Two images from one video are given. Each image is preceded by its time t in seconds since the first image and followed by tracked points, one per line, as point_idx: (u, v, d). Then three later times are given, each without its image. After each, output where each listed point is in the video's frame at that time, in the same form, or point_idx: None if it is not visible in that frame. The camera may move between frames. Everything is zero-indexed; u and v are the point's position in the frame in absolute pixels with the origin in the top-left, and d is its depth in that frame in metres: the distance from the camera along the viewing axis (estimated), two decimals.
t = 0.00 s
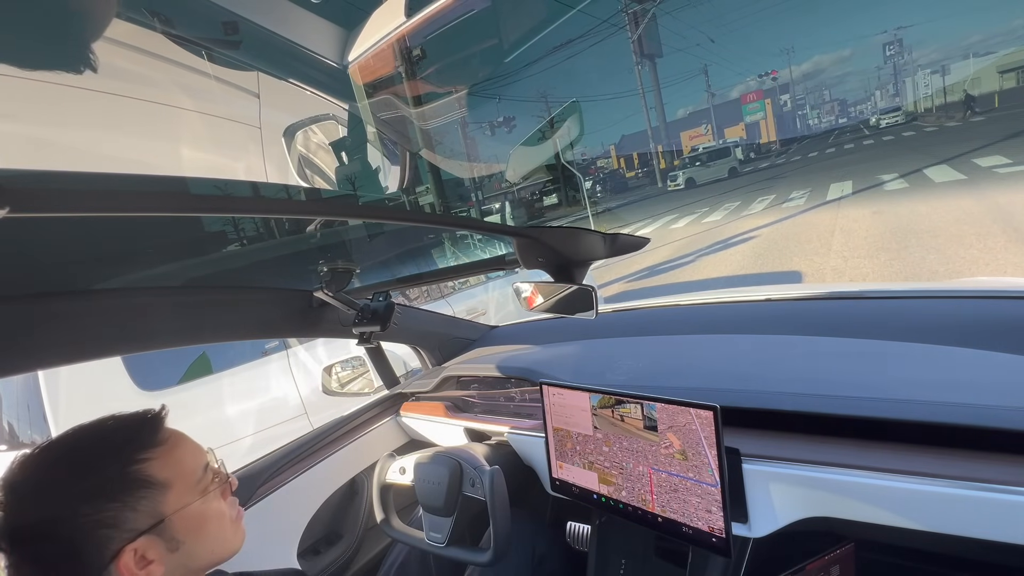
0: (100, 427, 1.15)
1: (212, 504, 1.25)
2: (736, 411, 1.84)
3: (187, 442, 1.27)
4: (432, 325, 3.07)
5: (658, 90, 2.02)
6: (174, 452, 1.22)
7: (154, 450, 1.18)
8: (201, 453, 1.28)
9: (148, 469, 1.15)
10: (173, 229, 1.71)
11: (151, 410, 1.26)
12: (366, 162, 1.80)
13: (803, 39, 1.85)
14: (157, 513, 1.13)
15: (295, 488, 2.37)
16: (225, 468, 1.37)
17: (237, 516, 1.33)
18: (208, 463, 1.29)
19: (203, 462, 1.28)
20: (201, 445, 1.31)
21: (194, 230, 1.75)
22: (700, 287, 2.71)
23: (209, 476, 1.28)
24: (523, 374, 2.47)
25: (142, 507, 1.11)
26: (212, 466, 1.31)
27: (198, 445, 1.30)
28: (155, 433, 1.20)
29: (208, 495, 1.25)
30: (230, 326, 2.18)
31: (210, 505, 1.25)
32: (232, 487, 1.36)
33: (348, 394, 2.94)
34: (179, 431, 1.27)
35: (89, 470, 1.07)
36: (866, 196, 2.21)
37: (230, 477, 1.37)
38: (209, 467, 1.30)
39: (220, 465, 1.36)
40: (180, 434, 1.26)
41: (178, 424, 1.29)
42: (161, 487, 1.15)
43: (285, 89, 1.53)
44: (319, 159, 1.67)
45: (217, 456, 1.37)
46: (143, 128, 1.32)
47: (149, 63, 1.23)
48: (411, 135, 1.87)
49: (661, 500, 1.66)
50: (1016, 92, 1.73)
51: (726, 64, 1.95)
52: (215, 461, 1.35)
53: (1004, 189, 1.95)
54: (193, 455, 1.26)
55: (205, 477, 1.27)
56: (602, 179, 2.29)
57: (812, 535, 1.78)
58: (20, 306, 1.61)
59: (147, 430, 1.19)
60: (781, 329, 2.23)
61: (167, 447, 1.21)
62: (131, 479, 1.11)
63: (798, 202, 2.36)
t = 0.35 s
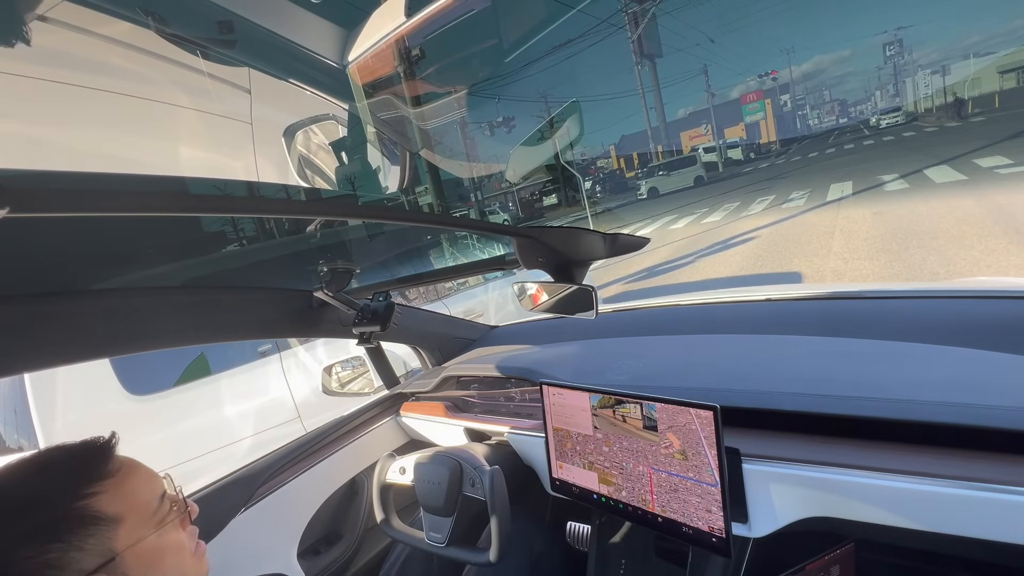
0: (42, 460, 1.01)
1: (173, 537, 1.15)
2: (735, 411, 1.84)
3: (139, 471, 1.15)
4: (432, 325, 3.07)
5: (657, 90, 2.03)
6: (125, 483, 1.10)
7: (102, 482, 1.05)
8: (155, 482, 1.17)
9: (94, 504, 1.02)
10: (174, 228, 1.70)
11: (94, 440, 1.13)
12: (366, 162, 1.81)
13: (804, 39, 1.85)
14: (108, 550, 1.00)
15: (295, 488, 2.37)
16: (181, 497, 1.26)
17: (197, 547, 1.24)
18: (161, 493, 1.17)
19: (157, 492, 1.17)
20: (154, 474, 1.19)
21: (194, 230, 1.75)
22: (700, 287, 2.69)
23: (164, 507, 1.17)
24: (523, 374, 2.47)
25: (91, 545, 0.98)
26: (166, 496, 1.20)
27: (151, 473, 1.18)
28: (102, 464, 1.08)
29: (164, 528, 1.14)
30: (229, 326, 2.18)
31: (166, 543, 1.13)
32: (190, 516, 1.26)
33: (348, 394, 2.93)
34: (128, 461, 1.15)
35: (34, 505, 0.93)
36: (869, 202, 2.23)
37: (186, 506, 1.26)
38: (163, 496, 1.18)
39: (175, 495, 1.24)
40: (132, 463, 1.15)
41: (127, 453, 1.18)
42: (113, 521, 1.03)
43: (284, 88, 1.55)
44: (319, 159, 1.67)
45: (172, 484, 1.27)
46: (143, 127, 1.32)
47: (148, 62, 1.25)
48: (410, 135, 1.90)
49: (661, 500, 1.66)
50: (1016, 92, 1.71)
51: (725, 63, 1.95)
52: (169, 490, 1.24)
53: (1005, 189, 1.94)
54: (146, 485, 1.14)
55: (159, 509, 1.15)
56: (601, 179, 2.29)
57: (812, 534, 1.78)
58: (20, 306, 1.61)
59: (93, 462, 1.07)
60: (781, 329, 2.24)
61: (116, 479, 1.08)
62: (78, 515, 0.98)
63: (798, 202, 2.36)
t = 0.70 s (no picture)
0: (25, 481, 0.89)
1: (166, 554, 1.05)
2: (735, 411, 1.84)
3: (131, 482, 1.05)
4: (432, 325, 3.07)
5: (658, 89, 2.03)
6: (116, 498, 0.98)
7: (92, 501, 0.94)
8: (146, 495, 1.06)
9: (85, 525, 0.90)
10: (173, 228, 1.70)
11: (81, 456, 1.01)
12: (366, 162, 1.81)
13: (804, 39, 1.85)
14: None
15: (294, 488, 2.37)
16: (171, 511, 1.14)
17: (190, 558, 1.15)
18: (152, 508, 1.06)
19: (148, 506, 1.05)
20: (145, 486, 1.08)
21: (194, 230, 1.75)
22: (700, 287, 2.70)
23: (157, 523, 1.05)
24: (523, 374, 2.47)
25: (85, 568, 0.87)
26: (157, 508, 1.08)
27: (144, 484, 1.07)
28: (91, 481, 0.96)
29: (157, 544, 1.04)
30: (229, 326, 2.18)
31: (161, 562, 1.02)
32: (183, 525, 1.16)
33: (348, 394, 2.92)
34: (118, 474, 1.03)
35: (18, 530, 0.81)
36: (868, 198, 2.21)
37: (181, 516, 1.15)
38: (154, 510, 1.07)
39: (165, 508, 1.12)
40: (122, 476, 1.04)
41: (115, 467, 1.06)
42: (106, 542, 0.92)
43: (283, 87, 1.55)
44: (319, 160, 1.67)
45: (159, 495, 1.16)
46: (143, 125, 1.33)
47: (149, 62, 1.26)
48: (410, 135, 1.89)
49: (661, 500, 1.66)
50: (1016, 92, 1.73)
51: (725, 63, 1.94)
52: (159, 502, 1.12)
53: (1005, 188, 1.93)
54: (137, 499, 1.02)
55: (152, 524, 1.04)
56: (602, 178, 2.29)
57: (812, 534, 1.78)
58: (19, 306, 1.61)
59: (80, 479, 0.95)
60: (781, 329, 2.24)
61: (107, 495, 0.97)
62: (68, 538, 0.87)
63: (798, 202, 2.34)
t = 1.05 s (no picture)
0: (21, 484, 0.89)
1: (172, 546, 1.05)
2: (735, 411, 1.84)
3: (129, 479, 1.04)
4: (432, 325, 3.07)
5: (658, 89, 2.02)
6: (114, 498, 0.98)
7: (89, 503, 0.93)
8: (146, 491, 1.05)
9: (83, 526, 0.90)
10: (173, 228, 1.71)
11: (73, 458, 1.00)
12: (366, 162, 1.81)
13: (804, 39, 1.85)
14: None
15: (294, 488, 2.37)
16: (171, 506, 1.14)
17: (195, 550, 1.13)
18: (153, 504, 1.05)
19: (148, 502, 1.05)
20: (144, 483, 1.07)
21: (194, 229, 1.75)
22: (700, 287, 2.70)
23: (158, 519, 1.05)
24: (523, 374, 2.47)
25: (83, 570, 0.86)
26: (157, 504, 1.08)
27: (142, 482, 1.06)
28: (84, 483, 0.95)
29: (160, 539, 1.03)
30: (229, 326, 2.18)
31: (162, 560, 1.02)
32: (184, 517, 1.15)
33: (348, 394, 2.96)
34: (114, 473, 1.03)
35: (18, 532, 0.82)
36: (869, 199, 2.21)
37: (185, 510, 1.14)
38: (155, 507, 1.06)
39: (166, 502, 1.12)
40: (118, 475, 1.03)
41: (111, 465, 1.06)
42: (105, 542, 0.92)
43: (283, 87, 1.55)
44: (319, 160, 1.67)
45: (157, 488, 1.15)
46: (144, 125, 1.33)
47: (148, 61, 1.26)
48: (410, 135, 1.90)
49: (661, 500, 1.66)
50: (1016, 92, 1.72)
51: (725, 63, 1.94)
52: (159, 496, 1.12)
53: (1005, 189, 1.94)
54: (136, 497, 1.02)
55: (153, 521, 1.04)
56: (602, 178, 2.29)
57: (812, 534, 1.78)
58: (19, 305, 1.61)
59: (74, 482, 0.94)
60: (781, 329, 2.24)
61: (102, 495, 0.97)
62: (65, 540, 0.87)
63: (798, 203, 2.35)
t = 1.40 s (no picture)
0: (33, 477, 0.89)
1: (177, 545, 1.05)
2: (735, 411, 1.84)
3: (138, 476, 1.05)
4: (432, 325, 3.07)
5: (658, 89, 2.03)
6: (124, 493, 0.99)
7: (100, 496, 0.94)
8: (153, 490, 1.06)
9: (92, 518, 0.90)
10: (173, 228, 1.71)
11: (85, 452, 1.01)
12: (366, 162, 1.81)
13: (804, 39, 1.84)
14: (106, 569, 0.89)
15: (294, 488, 2.37)
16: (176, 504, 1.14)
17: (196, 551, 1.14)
18: (159, 502, 1.06)
19: (155, 500, 1.05)
20: (151, 481, 1.08)
21: (194, 229, 1.75)
22: (700, 288, 2.70)
23: (162, 516, 1.05)
24: (523, 374, 2.47)
25: (90, 563, 0.87)
26: (162, 502, 1.08)
27: (149, 480, 1.07)
28: (96, 476, 0.96)
29: (164, 536, 1.04)
30: (229, 326, 2.18)
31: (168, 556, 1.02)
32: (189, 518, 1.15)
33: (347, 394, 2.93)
34: (125, 469, 1.04)
35: (22, 528, 0.81)
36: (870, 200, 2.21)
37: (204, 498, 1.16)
38: (161, 504, 1.07)
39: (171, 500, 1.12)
40: (127, 472, 1.04)
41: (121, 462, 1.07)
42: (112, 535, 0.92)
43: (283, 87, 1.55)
44: (319, 160, 1.67)
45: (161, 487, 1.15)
46: (144, 125, 1.33)
47: (148, 61, 1.26)
48: (410, 135, 1.90)
49: (661, 500, 1.66)
50: (1017, 92, 1.72)
51: (725, 63, 1.94)
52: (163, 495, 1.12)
53: (1004, 188, 1.93)
54: (145, 494, 1.03)
55: (159, 517, 1.04)
56: (602, 178, 2.29)
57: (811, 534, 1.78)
58: (18, 305, 1.61)
59: (87, 475, 0.95)
60: (781, 329, 2.23)
61: (112, 490, 0.97)
62: (75, 533, 0.87)
63: (798, 203, 2.34)
